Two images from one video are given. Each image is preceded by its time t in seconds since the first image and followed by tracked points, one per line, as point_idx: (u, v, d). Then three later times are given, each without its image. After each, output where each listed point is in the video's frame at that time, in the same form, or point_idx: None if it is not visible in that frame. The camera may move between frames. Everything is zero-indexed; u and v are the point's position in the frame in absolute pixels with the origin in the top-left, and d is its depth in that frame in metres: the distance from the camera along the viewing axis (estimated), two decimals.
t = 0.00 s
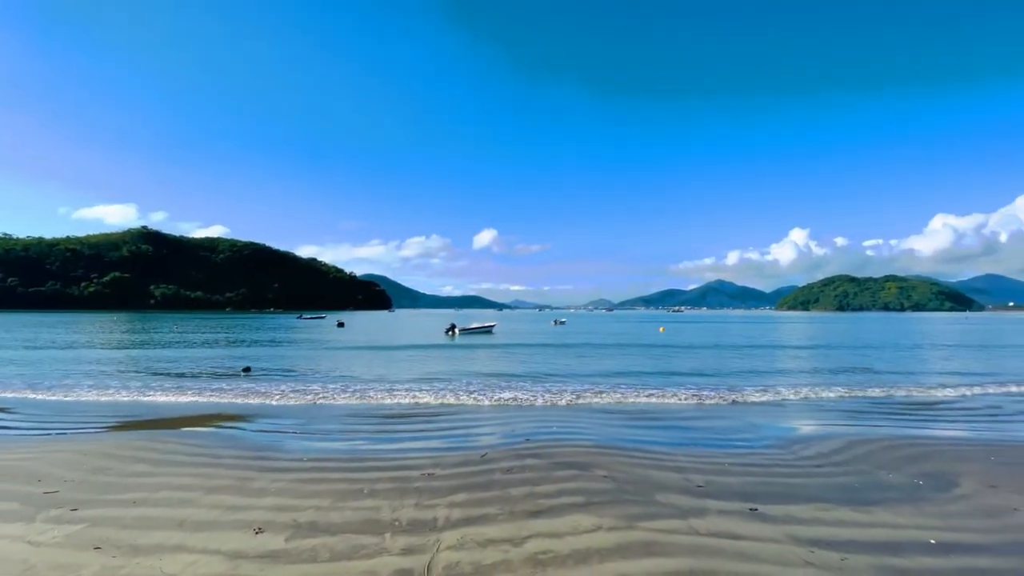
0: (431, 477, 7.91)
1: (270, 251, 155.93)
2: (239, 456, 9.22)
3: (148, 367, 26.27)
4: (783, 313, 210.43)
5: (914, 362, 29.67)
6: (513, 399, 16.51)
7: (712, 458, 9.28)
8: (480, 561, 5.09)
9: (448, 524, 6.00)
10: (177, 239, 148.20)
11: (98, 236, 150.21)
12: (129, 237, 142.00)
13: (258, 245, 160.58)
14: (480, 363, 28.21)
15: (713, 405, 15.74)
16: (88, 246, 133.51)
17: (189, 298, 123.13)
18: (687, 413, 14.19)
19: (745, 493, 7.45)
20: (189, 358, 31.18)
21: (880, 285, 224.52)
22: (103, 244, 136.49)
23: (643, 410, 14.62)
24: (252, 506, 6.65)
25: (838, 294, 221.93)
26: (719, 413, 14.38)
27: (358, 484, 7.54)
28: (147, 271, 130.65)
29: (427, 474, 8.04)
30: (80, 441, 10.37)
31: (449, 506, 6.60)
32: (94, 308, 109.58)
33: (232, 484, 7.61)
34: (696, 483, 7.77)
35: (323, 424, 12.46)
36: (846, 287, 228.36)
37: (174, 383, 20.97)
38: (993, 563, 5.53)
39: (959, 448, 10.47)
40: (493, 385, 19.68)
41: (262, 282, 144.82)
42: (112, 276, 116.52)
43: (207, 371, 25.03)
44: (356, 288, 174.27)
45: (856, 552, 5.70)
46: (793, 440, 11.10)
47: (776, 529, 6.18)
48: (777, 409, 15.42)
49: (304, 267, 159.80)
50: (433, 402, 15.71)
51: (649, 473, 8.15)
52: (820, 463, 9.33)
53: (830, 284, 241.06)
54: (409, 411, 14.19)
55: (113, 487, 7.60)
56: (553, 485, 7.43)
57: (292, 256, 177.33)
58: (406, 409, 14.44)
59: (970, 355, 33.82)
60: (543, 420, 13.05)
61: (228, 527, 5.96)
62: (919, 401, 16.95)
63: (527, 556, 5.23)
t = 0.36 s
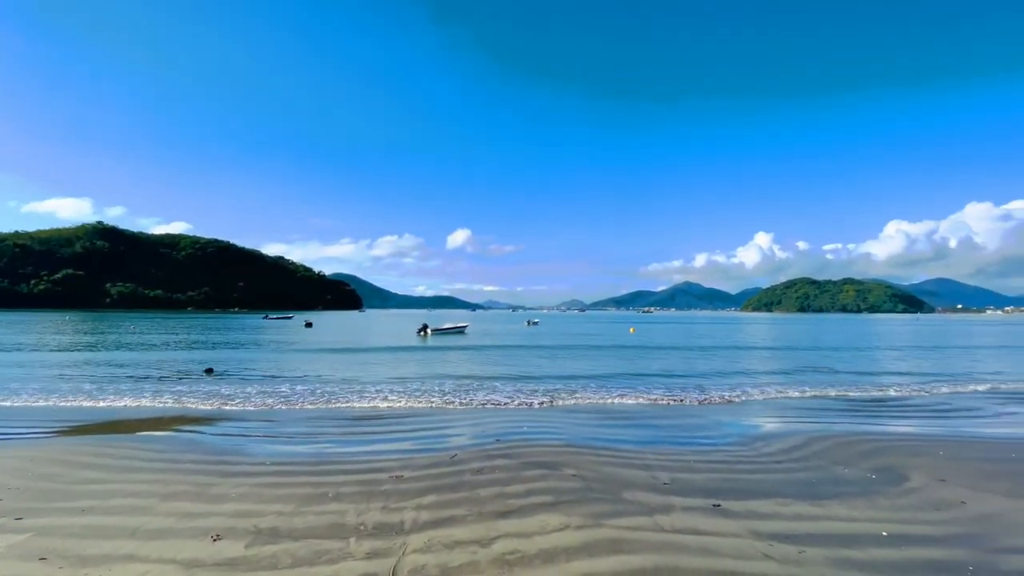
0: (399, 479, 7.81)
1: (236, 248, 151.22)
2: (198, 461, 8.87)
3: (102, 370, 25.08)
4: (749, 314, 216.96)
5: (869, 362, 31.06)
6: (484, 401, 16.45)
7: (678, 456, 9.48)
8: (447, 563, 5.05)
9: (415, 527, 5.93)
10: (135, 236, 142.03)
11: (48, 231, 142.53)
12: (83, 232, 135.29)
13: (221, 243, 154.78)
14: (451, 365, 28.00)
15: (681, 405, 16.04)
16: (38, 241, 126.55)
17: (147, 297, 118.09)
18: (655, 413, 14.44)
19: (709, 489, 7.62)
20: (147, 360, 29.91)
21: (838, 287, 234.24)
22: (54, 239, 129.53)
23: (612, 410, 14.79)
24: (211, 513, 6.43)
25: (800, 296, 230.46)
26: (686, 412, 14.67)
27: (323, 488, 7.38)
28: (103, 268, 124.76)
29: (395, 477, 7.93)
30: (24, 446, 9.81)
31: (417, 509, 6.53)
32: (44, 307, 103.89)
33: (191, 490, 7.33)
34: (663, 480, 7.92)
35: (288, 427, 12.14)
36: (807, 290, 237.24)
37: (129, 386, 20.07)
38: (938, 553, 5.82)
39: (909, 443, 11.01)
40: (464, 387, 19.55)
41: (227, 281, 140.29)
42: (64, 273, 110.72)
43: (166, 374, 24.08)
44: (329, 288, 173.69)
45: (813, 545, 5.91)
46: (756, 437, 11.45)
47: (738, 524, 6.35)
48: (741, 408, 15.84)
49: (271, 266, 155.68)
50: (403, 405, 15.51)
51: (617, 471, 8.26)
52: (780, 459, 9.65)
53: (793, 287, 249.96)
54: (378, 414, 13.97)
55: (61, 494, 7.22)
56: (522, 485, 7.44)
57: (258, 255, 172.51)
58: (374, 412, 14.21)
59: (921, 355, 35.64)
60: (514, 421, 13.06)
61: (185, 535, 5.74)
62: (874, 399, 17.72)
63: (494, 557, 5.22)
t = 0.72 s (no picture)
0: (369, 482, 7.69)
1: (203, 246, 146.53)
2: (158, 465, 8.55)
3: (55, 372, 23.87)
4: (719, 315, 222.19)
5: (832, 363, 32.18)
6: (458, 404, 16.32)
7: (648, 454, 9.64)
8: (416, 566, 4.99)
9: (384, 530, 5.85)
10: (94, 231, 136.02)
11: None
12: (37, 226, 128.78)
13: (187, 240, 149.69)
14: (425, 367, 27.70)
15: (652, 405, 16.28)
16: None
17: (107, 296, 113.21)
18: (627, 412, 14.60)
19: (678, 487, 7.76)
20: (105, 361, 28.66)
21: (804, 289, 242.25)
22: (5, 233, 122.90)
23: (585, 410, 14.89)
24: (172, 519, 6.20)
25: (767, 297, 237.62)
26: (657, 412, 14.89)
27: (290, 492, 7.21)
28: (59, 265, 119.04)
29: (365, 480, 7.81)
30: None
31: (386, 511, 6.45)
32: None
33: (149, 496, 7.05)
34: (633, 478, 8.04)
35: (255, 430, 11.81)
36: (775, 291, 244.51)
37: (85, 388, 19.16)
38: (893, 546, 6.07)
39: (868, 440, 11.45)
40: (438, 390, 19.37)
41: (193, 280, 135.80)
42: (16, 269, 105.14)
43: (126, 376, 23.09)
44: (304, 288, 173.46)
45: (776, 540, 6.07)
46: (724, 435, 11.73)
47: (705, 521, 6.48)
48: (710, 408, 16.17)
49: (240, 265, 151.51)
50: (374, 408, 15.25)
51: (588, 470, 8.33)
52: (747, 456, 9.91)
53: (761, 289, 257.70)
54: (349, 416, 13.72)
55: (9, 502, 6.85)
56: (494, 486, 7.43)
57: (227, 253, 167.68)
58: (345, 415, 13.94)
59: (880, 356, 37.11)
60: (487, 421, 13.00)
61: (142, 543, 5.52)
62: (836, 398, 18.35)
63: (464, 558, 5.19)
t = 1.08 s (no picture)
0: (333, 486, 7.54)
1: (163, 243, 140.90)
2: (107, 472, 8.14)
3: None
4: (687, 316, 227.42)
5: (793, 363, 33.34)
6: (427, 406, 16.19)
7: (616, 452, 9.79)
8: (380, 571, 4.91)
9: (348, 535, 5.75)
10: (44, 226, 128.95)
11: None
12: None
13: (146, 236, 143.53)
14: (395, 369, 27.35)
15: (621, 405, 16.53)
16: None
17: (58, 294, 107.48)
18: (596, 412, 14.78)
19: (644, 485, 7.91)
20: (54, 364, 27.17)
21: (767, 291, 250.60)
22: None
23: (555, 410, 14.99)
24: (123, 528, 5.93)
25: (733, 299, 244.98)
26: (626, 412, 15.12)
27: (251, 497, 7.00)
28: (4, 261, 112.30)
29: (329, 484, 7.65)
30: None
31: (351, 515, 6.33)
32: None
33: (99, 504, 6.72)
34: (600, 477, 8.14)
35: (216, 434, 11.41)
36: (740, 293, 251.89)
37: (31, 392, 18.11)
38: (847, 538, 6.33)
39: (825, 437, 11.91)
40: (408, 392, 19.16)
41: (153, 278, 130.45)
42: None
43: (77, 379, 21.94)
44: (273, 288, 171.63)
45: (738, 535, 6.24)
46: (689, 433, 12.00)
47: (670, 518, 6.61)
48: (676, 407, 16.56)
49: (204, 263, 146.55)
50: (342, 411, 14.98)
51: (556, 470, 8.39)
52: (711, 454, 10.16)
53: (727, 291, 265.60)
54: (315, 420, 13.41)
55: None
56: (462, 487, 7.40)
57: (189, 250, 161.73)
58: (311, 418, 13.63)
59: (837, 356, 38.77)
60: (457, 423, 12.94)
61: (91, 553, 5.26)
62: (796, 397, 19.00)
63: (430, 561, 5.15)
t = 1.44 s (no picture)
0: (298, 490, 7.35)
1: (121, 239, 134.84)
2: (55, 479, 7.74)
3: None
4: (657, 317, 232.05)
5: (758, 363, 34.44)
6: (398, 408, 15.99)
7: (585, 451, 9.89)
8: None
9: (313, 540, 5.61)
10: None
11: None
12: None
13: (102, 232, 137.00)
14: (365, 371, 26.93)
15: (592, 405, 16.72)
16: None
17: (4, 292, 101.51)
18: (567, 412, 14.92)
19: (613, 483, 8.01)
20: None
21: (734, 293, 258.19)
22: None
23: (527, 410, 15.05)
24: (72, 537, 5.63)
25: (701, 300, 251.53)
26: (597, 411, 15.31)
27: (211, 503, 6.76)
28: None
29: (294, 488, 7.46)
30: None
31: (317, 520, 6.19)
32: None
33: (45, 512, 6.37)
34: (570, 476, 8.20)
35: (175, 439, 10.96)
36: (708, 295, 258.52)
37: None
38: (805, 531, 6.56)
39: (786, 433, 12.34)
40: (379, 395, 18.88)
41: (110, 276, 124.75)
42: None
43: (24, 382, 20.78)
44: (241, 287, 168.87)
45: (702, 530, 6.39)
46: (658, 432, 12.22)
47: (637, 515, 6.71)
48: (646, 406, 16.86)
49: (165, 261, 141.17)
50: (309, 414, 14.63)
51: (527, 470, 8.41)
52: (678, 451, 10.38)
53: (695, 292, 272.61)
54: (282, 423, 13.06)
55: None
56: (432, 489, 7.33)
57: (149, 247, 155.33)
58: (277, 421, 13.26)
59: (798, 356, 40.29)
60: (428, 424, 12.83)
61: (35, 565, 4.96)
62: (760, 396, 19.65)
63: (397, 565, 5.07)
